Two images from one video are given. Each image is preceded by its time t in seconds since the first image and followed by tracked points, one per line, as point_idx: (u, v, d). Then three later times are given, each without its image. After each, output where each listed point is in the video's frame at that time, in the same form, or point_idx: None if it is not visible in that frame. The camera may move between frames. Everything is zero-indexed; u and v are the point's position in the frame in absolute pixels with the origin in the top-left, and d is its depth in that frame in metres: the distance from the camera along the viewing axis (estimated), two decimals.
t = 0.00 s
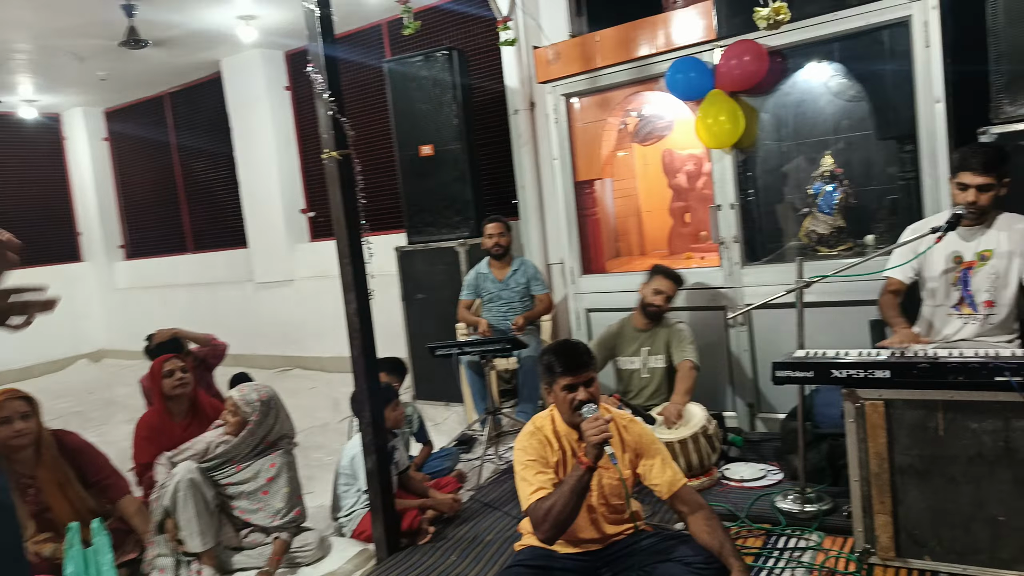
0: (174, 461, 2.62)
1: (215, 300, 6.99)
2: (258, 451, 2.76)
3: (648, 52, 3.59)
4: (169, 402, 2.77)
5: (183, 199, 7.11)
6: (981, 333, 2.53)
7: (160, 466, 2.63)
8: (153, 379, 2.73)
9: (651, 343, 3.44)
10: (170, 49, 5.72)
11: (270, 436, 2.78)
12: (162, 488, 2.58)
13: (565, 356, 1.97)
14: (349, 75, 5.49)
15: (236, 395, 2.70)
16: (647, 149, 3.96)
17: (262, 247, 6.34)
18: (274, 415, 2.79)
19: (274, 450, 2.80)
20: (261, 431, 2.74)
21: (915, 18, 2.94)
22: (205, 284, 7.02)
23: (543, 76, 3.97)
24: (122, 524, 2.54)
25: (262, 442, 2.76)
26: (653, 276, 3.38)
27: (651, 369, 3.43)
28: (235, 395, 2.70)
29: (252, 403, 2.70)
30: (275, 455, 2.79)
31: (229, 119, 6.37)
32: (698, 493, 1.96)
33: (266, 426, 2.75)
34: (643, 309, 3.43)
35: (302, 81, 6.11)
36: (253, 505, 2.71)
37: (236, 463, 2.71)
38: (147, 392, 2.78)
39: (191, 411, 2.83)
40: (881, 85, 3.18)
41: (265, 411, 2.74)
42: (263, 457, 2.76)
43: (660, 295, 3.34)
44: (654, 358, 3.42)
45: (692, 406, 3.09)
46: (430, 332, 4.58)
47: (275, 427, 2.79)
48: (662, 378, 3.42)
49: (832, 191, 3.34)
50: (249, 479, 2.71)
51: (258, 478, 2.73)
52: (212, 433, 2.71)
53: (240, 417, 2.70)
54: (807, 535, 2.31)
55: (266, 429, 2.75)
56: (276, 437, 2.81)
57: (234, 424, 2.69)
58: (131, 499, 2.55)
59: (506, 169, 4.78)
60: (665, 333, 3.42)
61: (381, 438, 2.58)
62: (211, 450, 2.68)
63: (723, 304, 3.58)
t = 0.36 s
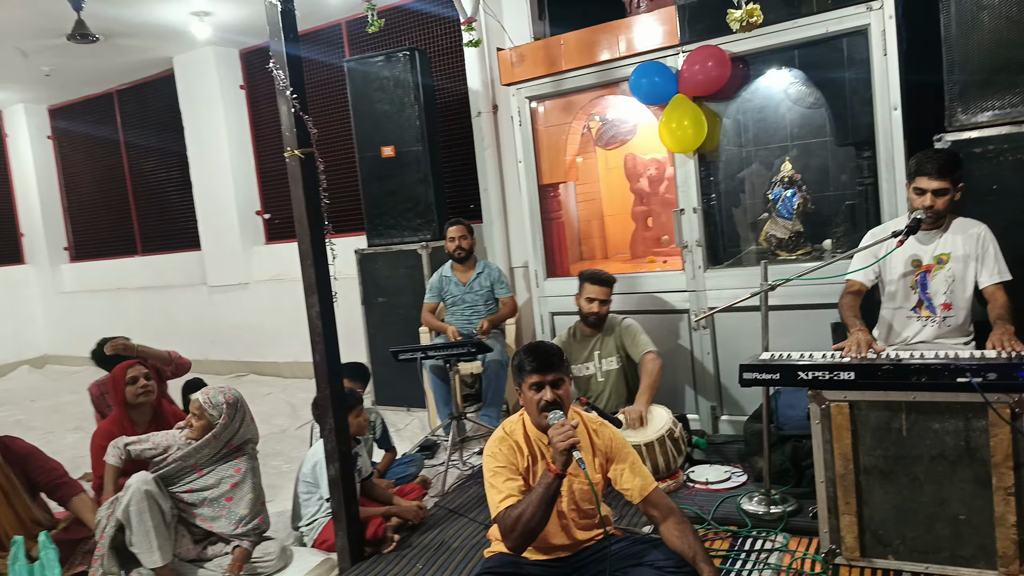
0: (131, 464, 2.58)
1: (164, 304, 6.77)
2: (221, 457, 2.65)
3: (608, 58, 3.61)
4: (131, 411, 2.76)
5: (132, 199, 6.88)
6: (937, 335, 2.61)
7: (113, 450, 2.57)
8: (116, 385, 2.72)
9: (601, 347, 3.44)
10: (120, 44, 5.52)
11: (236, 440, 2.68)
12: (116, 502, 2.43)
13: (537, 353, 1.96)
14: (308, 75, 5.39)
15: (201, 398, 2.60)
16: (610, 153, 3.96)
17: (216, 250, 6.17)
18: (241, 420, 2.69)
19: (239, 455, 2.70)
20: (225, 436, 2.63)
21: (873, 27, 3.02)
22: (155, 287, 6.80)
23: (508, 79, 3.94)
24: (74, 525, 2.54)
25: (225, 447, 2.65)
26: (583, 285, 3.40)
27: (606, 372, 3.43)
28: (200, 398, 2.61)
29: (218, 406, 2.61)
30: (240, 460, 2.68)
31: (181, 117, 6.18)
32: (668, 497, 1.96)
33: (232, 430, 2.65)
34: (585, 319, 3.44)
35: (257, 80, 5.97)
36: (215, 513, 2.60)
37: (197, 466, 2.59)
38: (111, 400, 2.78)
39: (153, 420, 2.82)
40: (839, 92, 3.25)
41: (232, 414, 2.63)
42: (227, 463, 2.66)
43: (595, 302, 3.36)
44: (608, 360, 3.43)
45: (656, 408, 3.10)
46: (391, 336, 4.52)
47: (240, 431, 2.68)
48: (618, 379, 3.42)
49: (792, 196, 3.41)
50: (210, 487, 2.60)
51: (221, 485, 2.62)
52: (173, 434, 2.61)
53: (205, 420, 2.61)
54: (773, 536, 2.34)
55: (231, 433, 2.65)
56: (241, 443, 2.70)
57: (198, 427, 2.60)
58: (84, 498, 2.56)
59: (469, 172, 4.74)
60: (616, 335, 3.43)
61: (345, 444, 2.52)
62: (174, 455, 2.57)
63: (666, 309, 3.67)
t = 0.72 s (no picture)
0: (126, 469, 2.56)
1: (142, 307, 6.66)
2: (209, 463, 2.59)
3: (591, 58, 3.62)
4: (115, 420, 2.70)
5: (109, 201, 6.77)
6: (922, 331, 2.64)
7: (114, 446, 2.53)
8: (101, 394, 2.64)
9: (587, 347, 3.45)
10: (96, 43, 5.42)
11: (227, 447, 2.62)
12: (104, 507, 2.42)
13: (529, 349, 1.96)
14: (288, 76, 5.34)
15: (189, 402, 2.55)
16: (594, 152, 3.97)
17: (195, 253, 6.09)
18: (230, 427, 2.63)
19: (227, 461, 2.64)
20: (213, 443, 2.58)
21: (855, 26, 3.04)
22: (133, 291, 6.70)
23: (491, 78, 3.93)
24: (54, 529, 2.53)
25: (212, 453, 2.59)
26: (558, 286, 3.40)
27: (592, 372, 3.42)
28: (188, 402, 2.56)
29: (208, 411, 2.56)
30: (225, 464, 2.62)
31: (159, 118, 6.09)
32: (659, 493, 1.95)
33: (222, 436, 2.60)
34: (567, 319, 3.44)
35: (236, 80, 5.89)
36: (200, 520, 2.56)
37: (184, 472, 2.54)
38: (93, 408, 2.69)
39: (138, 428, 2.78)
40: (822, 91, 3.28)
41: (222, 420, 2.58)
42: (214, 470, 2.60)
43: (572, 301, 3.36)
44: (593, 360, 3.43)
45: (644, 407, 3.09)
46: (375, 338, 4.48)
47: (229, 437, 2.63)
48: (604, 378, 3.41)
49: (775, 194, 3.45)
50: (196, 493, 2.56)
51: (207, 492, 2.57)
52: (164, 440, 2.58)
53: (194, 426, 2.56)
54: (762, 533, 2.35)
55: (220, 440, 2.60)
56: (230, 449, 2.64)
57: (186, 433, 2.55)
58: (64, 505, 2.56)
59: (452, 173, 4.72)
60: (601, 334, 3.43)
61: (332, 447, 2.49)
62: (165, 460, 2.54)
63: (645, 309, 3.69)
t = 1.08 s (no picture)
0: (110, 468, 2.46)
1: (116, 303, 6.55)
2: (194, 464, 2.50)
3: (572, 54, 3.62)
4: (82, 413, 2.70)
5: (82, 194, 6.64)
6: (899, 329, 2.67)
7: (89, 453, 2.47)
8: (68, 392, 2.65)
9: (570, 343, 3.45)
10: (69, 33, 5.31)
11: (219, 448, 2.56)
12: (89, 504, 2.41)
13: (513, 347, 1.95)
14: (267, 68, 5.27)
15: (187, 405, 2.47)
16: (576, 150, 3.96)
17: (171, 247, 6.00)
18: (217, 424, 2.60)
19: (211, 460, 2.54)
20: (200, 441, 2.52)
21: (834, 26, 3.07)
22: (107, 286, 6.59)
23: (472, 74, 3.91)
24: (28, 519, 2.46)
25: (198, 454, 2.51)
26: (538, 286, 3.40)
27: (575, 368, 3.43)
28: (185, 405, 2.47)
29: (205, 411, 2.52)
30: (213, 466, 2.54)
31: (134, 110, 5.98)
32: (640, 491, 1.96)
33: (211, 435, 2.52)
34: (550, 317, 3.43)
35: (213, 72, 5.80)
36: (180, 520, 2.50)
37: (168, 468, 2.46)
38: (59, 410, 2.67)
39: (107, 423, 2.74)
40: (801, 90, 3.30)
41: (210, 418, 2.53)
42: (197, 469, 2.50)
43: (553, 300, 3.36)
44: (577, 357, 3.43)
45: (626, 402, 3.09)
46: (355, 334, 4.45)
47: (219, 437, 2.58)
48: (587, 376, 3.42)
49: (755, 193, 3.48)
50: (180, 495, 2.48)
51: (189, 493, 2.51)
52: (153, 442, 2.47)
53: (193, 429, 2.48)
54: (741, 529, 2.37)
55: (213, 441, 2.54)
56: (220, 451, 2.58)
57: (184, 437, 2.46)
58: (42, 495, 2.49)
59: (433, 168, 4.69)
60: (585, 331, 3.44)
61: (310, 444, 2.46)
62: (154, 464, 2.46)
63: (625, 307, 3.70)
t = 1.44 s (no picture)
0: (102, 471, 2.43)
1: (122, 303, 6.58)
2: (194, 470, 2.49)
3: (579, 59, 3.62)
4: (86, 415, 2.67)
5: (91, 195, 6.68)
6: (903, 338, 2.66)
7: (83, 485, 2.44)
8: (72, 388, 2.63)
9: (575, 349, 3.45)
10: (79, 35, 5.35)
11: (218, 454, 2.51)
12: (98, 504, 2.42)
13: (515, 355, 1.94)
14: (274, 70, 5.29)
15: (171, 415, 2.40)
16: (581, 154, 3.97)
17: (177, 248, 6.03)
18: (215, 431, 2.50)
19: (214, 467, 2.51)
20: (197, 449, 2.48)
21: (840, 33, 3.07)
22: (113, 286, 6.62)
23: (478, 78, 3.91)
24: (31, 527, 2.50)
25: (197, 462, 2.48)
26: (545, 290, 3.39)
27: (578, 374, 3.42)
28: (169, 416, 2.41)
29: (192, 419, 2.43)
30: (212, 468, 2.49)
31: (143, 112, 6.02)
32: (640, 498, 1.95)
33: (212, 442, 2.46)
34: (556, 322, 3.43)
35: (222, 75, 5.83)
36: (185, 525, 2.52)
37: (166, 474, 2.47)
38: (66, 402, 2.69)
39: (107, 424, 2.72)
40: (807, 96, 3.29)
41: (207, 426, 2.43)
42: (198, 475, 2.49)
43: (560, 305, 3.36)
44: (581, 363, 3.43)
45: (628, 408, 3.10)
46: (359, 337, 4.46)
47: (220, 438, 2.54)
48: (590, 381, 3.41)
49: (759, 199, 3.47)
50: (183, 501, 2.50)
51: (195, 499, 2.51)
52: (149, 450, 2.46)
53: (182, 438, 2.43)
54: (742, 538, 2.36)
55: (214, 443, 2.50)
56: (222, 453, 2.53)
57: (175, 446, 2.43)
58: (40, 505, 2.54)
59: (438, 172, 4.70)
60: (590, 337, 3.44)
61: (312, 448, 2.47)
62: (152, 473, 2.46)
63: (631, 312, 3.69)
